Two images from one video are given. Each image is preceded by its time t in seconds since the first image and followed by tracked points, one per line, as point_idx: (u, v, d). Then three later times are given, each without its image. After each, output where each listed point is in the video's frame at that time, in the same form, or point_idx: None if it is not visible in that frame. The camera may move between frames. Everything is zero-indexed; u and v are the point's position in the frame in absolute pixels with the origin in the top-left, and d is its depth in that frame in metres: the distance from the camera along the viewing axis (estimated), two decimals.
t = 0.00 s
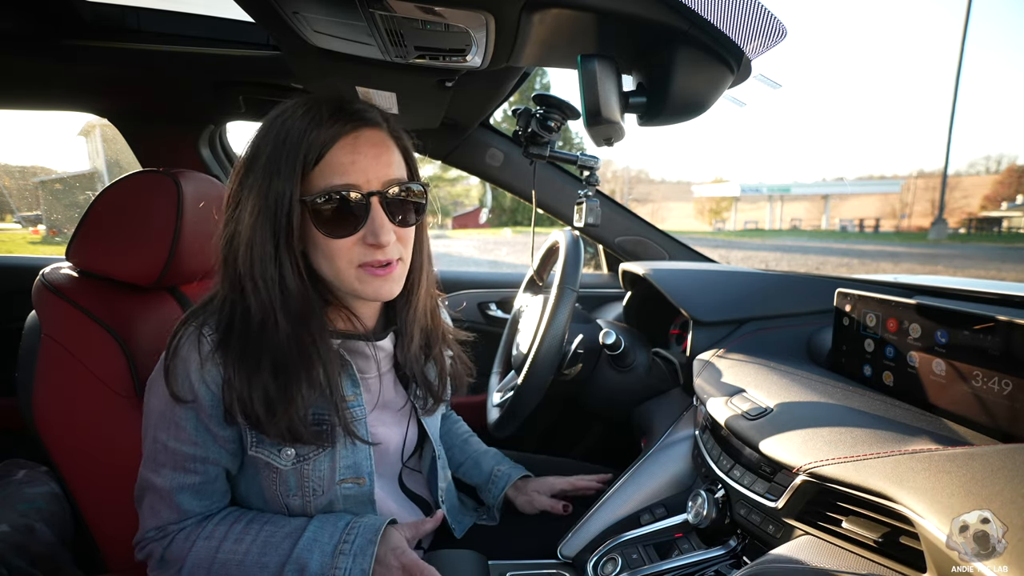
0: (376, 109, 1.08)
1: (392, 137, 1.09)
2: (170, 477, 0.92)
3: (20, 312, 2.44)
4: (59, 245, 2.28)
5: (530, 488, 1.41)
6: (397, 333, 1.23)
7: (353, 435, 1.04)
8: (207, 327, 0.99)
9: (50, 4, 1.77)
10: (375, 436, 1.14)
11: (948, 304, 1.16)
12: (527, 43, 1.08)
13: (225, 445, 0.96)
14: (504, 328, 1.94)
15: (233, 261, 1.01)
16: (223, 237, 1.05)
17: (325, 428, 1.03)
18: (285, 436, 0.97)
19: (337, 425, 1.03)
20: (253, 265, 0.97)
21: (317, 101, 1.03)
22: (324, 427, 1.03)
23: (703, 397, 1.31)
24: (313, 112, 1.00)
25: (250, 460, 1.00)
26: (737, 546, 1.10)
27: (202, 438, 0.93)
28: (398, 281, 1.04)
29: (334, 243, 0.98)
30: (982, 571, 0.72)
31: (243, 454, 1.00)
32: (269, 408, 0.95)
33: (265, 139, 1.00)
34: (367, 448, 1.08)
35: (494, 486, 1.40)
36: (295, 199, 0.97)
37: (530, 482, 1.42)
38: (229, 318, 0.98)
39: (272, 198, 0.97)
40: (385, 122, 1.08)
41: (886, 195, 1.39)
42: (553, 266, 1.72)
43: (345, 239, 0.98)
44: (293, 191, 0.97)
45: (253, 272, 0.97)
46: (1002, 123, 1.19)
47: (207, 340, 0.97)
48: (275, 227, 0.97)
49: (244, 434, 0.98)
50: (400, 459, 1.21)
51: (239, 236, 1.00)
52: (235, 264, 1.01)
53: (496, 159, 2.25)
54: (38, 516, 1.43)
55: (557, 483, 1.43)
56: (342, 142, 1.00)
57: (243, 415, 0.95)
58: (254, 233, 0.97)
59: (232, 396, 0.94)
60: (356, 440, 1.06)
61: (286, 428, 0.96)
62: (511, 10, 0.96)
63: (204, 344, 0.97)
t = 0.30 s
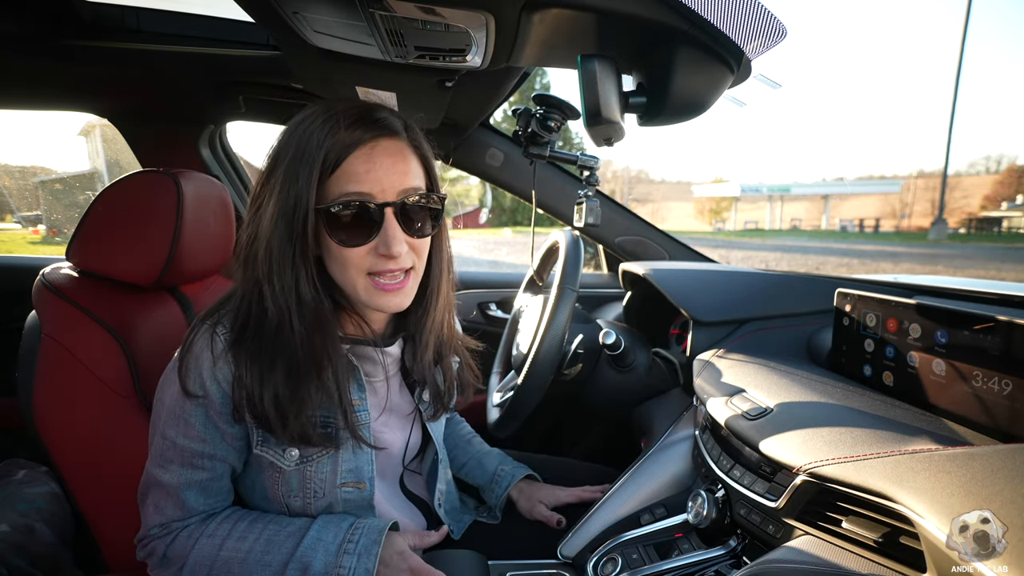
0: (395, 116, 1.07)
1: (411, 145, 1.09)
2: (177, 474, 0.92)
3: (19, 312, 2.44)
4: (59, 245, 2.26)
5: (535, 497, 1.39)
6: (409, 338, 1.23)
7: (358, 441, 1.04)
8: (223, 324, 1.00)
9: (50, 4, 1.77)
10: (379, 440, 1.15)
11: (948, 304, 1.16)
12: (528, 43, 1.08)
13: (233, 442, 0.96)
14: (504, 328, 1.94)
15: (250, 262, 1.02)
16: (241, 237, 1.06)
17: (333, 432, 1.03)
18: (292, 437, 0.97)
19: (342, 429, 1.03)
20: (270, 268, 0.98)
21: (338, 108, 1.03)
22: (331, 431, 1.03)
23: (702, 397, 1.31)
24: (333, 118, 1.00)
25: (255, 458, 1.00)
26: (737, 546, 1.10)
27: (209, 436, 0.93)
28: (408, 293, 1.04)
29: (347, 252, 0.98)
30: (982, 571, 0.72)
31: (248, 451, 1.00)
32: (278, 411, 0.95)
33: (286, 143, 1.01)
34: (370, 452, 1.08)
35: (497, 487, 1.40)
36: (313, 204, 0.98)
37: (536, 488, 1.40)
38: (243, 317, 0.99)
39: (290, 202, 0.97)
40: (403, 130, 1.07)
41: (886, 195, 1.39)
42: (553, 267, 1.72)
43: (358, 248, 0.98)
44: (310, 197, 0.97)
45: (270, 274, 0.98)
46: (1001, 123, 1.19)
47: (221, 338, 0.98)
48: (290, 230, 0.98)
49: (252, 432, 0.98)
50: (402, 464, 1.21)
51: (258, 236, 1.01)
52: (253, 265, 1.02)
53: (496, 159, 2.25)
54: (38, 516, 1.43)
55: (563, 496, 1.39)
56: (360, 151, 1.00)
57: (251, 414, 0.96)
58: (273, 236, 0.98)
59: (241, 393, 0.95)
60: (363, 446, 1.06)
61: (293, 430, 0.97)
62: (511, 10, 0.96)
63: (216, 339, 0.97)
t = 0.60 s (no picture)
0: (397, 117, 1.07)
1: (413, 146, 1.09)
2: (177, 473, 0.92)
3: (20, 312, 2.44)
4: (59, 245, 2.26)
5: (534, 493, 1.39)
6: (405, 338, 1.23)
7: (356, 441, 1.04)
8: (222, 323, 1.00)
9: (50, 4, 1.77)
10: (377, 440, 1.16)
11: (948, 304, 1.16)
12: (528, 43, 1.08)
13: (232, 442, 0.96)
14: (504, 328, 1.94)
15: (252, 261, 1.02)
16: (243, 236, 1.06)
17: (332, 432, 1.03)
18: (291, 437, 0.97)
19: (342, 429, 1.03)
20: (271, 268, 0.98)
21: (341, 108, 1.03)
22: (330, 432, 1.03)
23: (702, 397, 1.31)
24: (336, 119, 1.00)
25: (255, 457, 1.00)
26: (737, 546, 1.10)
27: (209, 436, 0.93)
28: (410, 293, 1.04)
29: (349, 252, 0.98)
30: (982, 571, 0.72)
31: (248, 451, 1.00)
32: (278, 410, 0.95)
33: (288, 143, 1.01)
34: (369, 452, 1.07)
35: (496, 487, 1.40)
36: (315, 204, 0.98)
37: (535, 485, 1.41)
38: (243, 316, 0.99)
39: (292, 201, 0.97)
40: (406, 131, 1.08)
41: (886, 195, 1.39)
42: (553, 267, 1.72)
43: (360, 249, 0.98)
44: (312, 197, 0.97)
45: (270, 274, 0.98)
46: (1001, 123, 1.19)
47: (221, 337, 0.98)
48: (292, 230, 0.98)
49: (251, 431, 0.98)
50: (400, 464, 1.21)
51: (259, 235, 1.01)
52: (254, 264, 1.02)
53: (496, 159, 2.25)
54: (38, 516, 1.43)
55: (562, 490, 1.40)
56: (363, 151, 1.00)
57: (250, 413, 0.96)
58: (275, 235, 0.98)
59: (241, 393, 0.95)
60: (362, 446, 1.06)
61: (294, 430, 0.97)
62: (511, 10, 0.96)
63: (215, 338, 0.97)
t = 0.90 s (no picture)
0: (391, 116, 1.09)
1: (408, 143, 1.10)
2: (172, 479, 0.92)
3: (20, 313, 2.44)
4: (58, 245, 2.26)
5: (533, 478, 1.39)
6: (400, 339, 1.23)
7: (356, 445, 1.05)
8: (213, 327, 1.00)
9: (50, 4, 1.77)
10: (376, 443, 1.15)
11: (948, 304, 1.16)
12: (528, 43, 1.08)
13: (227, 447, 0.96)
14: (503, 328, 1.94)
15: (246, 265, 1.01)
16: (236, 240, 1.06)
17: (330, 434, 1.04)
18: (289, 439, 0.97)
19: (340, 431, 1.04)
20: (268, 270, 0.97)
21: (335, 107, 1.03)
22: (329, 434, 1.03)
23: (703, 397, 1.32)
24: (332, 117, 1.01)
25: (250, 462, 1.00)
26: (737, 546, 1.10)
27: (204, 441, 0.93)
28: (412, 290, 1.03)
29: (352, 249, 0.97)
30: (982, 571, 0.72)
31: (243, 455, 1.00)
32: (277, 410, 0.95)
33: (282, 143, 1.01)
34: (367, 455, 1.08)
35: (496, 479, 1.39)
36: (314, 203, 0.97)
37: (534, 472, 1.41)
38: (237, 319, 0.99)
39: (288, 202, 0.97)
40: (401, 129, 1.09)
41: (886, 195, 1.39)
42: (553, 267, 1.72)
43: (363, 245, 0.98)
44: (310, 194, 0.97)
45: (267, 275, 0.98)
46: (1001, 123, 1.19)
47: (213, 342, 0.97)
48: (290, 230, 0.97)
49: (246, 437, 0.98)
50: (395, 465, 1.21)
51: (253, 237, 1.00)
52: (248, 268, 1.02)
53: (496, 159, 2.25)
54: (38, 516, 1.43)
55: (561, 473, 1.40)
56: (359, 148, 1.01)
57: (244, 418, 0.95)
58: (271, 237, 0.97)
59: (235, 399, 0.94)
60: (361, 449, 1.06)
61: (292, 431, 0.97)
62: (511, 10, 0.96)
63: (208, 341, 0.97)
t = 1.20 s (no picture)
0: (388, 112, 1.09)
1: (405, 138, 1.10)
2: (173, 480, 0.92)
3: (20, 313, 2.44)
4: (58, 245, 2.26)
5: (534, 482, 1.39)
6: (401, 342, 1.22)
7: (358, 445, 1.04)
8: (216, 329, 1.00)
9: (51, 5, 1.82)
10: (377, 443, 1.16)
11: (948, 304, 1.16)
12: (528, 43, 1.08)
13: (228, 450, 0.96)
14: (503, 328, 1.94)
15: (248, 265, 1.01)
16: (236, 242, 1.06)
17: (334, 434, 1.03)
18: (293, 438, 0.96)
19: (344, 433, 1.03)
20: (268, 267, 0.98)
21: (330, 105, 1.04)
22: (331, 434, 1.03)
23: (703, 397, 1.32)
24: (330, 114, 1.02)
25: (251, 464, 1.00)
26: (737, 546, 1.10)
27: (206, 443, 0.93)
28: (414, 280, 1.03)
29: (351, 241, 0.97)
30: (982, 571, 0.72)
31: (245, 458, 1.00)
32: (279, 407, 0.95)
33: (280, 144, 1.02)
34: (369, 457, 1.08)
35: (495, 480, 1.40)
36: (311, 198, 0.98)
37: (535, 475, 1.40)
38: (239, 319, 0.99)
39: (286, 199, 0.97)
40: (399, 124, 1.10)
41: (886, 196, 1.38)
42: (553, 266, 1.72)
43: (361, 236, 0.98)
44: (307, 188, 0.98)
45: (269, 273, 0.98)
46: (1000, 123, 1.19)
47: (216, 344, 0.98)
48: (290, 227, 0.98)
49: (247, 439, 0.98)
50: (398, 468, 1.21)
51: (255, 238, 1.01)
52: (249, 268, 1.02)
53: (496, 159, 2.25)
54: (38, 516, 1.43)
55: (563, 480, 1.40)
56: (356, 140, 1.01)
57: (248, 418, 0.96)
58: (270, 235, 0.98)
59: (237, 400, 0.94)
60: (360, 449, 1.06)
61: (296, 429, 0.96)
62: (511, 10, 0.96)
63: (210, 343, 0.97)
